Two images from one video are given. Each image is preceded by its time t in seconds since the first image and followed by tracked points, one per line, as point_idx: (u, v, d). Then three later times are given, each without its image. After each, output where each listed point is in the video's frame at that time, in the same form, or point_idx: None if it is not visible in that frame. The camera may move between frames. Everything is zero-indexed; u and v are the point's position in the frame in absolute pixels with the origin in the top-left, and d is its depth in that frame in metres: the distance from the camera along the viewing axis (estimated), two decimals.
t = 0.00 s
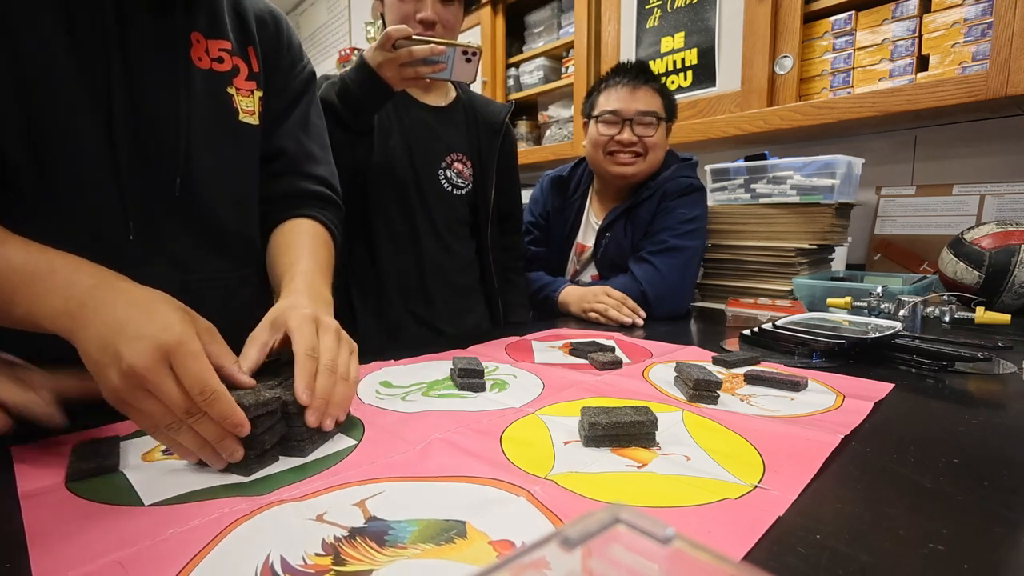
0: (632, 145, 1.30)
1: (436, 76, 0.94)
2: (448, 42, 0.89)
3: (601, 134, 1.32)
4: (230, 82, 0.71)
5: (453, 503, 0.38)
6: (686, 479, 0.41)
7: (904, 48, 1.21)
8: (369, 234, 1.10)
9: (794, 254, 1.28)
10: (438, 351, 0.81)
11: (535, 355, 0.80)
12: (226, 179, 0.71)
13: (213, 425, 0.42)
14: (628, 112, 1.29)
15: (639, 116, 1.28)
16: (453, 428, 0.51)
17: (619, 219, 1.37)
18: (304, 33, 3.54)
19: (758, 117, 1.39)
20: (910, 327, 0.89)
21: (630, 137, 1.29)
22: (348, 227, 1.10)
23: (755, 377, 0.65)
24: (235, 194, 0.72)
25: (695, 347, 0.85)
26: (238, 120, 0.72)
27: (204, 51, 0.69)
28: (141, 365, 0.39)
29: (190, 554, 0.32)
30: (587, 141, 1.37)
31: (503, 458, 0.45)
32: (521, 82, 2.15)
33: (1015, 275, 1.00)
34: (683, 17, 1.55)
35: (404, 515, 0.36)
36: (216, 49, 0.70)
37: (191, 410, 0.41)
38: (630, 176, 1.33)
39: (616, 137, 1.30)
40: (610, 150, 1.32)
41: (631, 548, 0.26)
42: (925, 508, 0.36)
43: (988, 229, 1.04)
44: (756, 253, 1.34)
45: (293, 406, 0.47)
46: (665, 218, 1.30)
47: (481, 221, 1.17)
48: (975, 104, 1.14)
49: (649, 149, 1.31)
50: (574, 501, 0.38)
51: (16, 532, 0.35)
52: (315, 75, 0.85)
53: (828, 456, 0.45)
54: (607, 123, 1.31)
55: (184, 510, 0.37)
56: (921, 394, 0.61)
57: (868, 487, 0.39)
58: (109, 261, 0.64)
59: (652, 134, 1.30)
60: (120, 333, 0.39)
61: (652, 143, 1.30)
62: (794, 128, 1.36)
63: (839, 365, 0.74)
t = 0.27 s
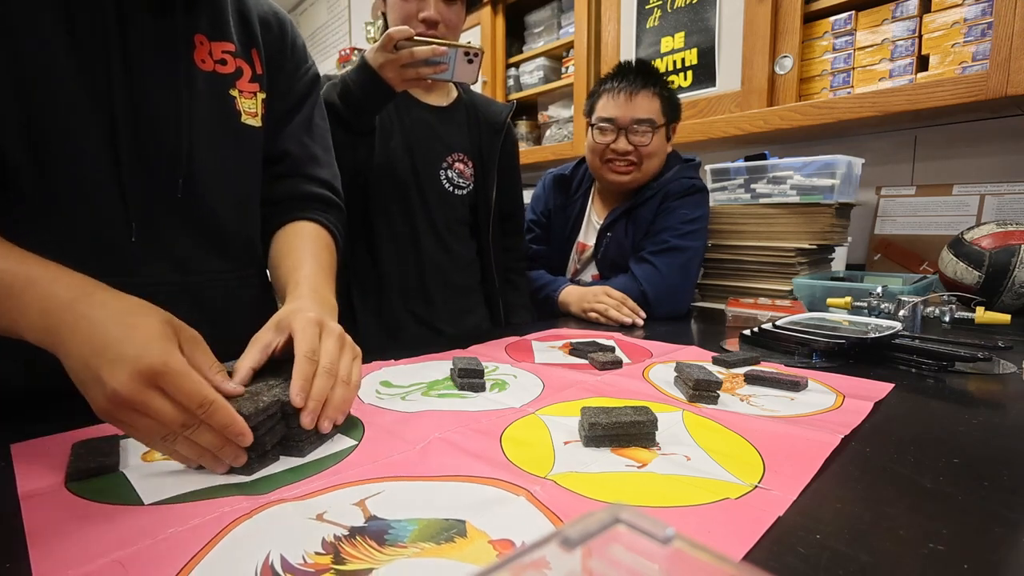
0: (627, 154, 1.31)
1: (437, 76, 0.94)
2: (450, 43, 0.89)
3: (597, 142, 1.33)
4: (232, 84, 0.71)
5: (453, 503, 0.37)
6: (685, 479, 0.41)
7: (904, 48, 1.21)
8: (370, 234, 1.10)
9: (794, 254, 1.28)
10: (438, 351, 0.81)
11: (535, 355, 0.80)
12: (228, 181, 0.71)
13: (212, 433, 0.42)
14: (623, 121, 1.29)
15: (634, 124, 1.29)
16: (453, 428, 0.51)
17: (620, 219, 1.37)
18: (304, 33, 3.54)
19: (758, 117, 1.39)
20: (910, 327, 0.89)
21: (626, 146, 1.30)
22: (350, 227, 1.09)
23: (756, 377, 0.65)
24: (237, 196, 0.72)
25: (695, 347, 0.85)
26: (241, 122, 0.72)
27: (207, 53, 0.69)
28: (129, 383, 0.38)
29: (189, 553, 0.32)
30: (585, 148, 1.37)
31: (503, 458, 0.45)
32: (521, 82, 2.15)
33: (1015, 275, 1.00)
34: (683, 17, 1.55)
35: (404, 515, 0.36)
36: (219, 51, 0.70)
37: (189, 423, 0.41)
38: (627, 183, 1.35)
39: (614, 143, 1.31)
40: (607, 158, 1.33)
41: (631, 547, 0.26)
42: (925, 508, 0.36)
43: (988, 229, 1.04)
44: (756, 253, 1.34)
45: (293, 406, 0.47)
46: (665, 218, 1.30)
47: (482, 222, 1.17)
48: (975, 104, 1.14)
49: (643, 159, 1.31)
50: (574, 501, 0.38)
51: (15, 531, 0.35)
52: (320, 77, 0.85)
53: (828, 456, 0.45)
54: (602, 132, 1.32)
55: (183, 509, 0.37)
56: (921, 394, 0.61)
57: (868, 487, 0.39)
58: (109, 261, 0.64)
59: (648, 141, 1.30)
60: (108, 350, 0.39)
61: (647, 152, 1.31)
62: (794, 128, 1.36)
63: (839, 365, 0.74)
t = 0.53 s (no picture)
0: (627, 154, 1.31)
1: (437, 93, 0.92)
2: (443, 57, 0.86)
3: (597, 143, 1.33)
4: (233, 85, 0.71)
5: (453, 503, 0.37)
6: (685, 478, 0.41)
7: (904, 48, 1.21)
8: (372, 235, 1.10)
9: (794, 254, 1.28)
10: (438, 351, 0.81)
11: (535, 355, 0.80)
12: (228, 181, 0.71)
13: (221, 431, 0.42)
14: (622, 121, 1.29)
15: (634, 124, 1.29)
16: (453, 428, 0.51)
17: (620, 219, 1.37)
18: (303, 33, 3.54)
19: (758, 117, 1.39)
20: (910, 327, 0.89)
21: (625, 146, 1.30)
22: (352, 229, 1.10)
23: (756, 377, 0.65)
24: (238, 196, 0.72)
25: (695, 347, 0.85)
26: (242, 123, 0.72)
27: (209, 54, 0.69)
28: (148, 378, 0.39)
29: (189, 553, 0.32)
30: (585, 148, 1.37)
31: (503, 457, 0.45)
32: (521, 82, 2.15)
33: (1015, 275, 1.00)
34: (683, 17, 1.55)
35: (404, 514, 0.36)
36: (221, 52, 0.70)
37: (207, 418, 0.41)
38: (626, 184, 1.35)
39: (614, 143, 1.31)
40: (607, 158, 1.33)
41: (631, 548, 0.26)
42: (925, 508, 0.36)
43: (988, 229, 1.04)
44: (756, 253, 1.34)
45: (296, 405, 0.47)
46: (665, 218, 1.30)
47: (484, 223, 1.17)
48: (975, 104, 1.14)
49: (643, 159, 1.31)
50: (574, 501, 0.38)
51: (15, 531, 0.35)
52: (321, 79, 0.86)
53: (828, 456, 0.45)
54: (601, 132, 1.32)
55: (183, 509, 0.37)
56: (921, 394, 0.61)
57: (868, 487, 0.39)
58: (110, 261, 0.64)
59: (648, 141, 1.30)
60: (126, 344, 0.39)
61: (647, 152, 1.31)
62: (794, 128, 1.36)
63: (839, 365, 0.74)
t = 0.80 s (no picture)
0: (626, 150, 1.31)
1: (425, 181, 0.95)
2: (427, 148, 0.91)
3: (596, 138, 1.33)
4: (232, 86, 0.71)
5: (453, 503, 0.37)
6: (685, 479, 0.41)
7: (904, 48, 1.21)
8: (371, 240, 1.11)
9: (794, 254, 1.28)
10: (438, 351, 0.81)
11: (535, 355, 0.80)
12: (227, 182, 0.71)
13: (195, 432, 0.41)
14: (622, 117, 1.29)
15: (633, 120, 1.29)
16: (453, 428, 0.51)
17: (620, 219, 1.37)
18: (304, 33, 3.54)
19: (758, 117, 1.39)
20: (910, 327, 0.89)
21: (623, 142, 1.30)
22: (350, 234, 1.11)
23: (756, 377, 0.65)
24: (237, 197, 0.72)
25: (695, 347, 0.85)
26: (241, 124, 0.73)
27: (209, 55, 0.69)
28: (120, 376, 0.39)
29: (189, 554, 0.32)
30: (585, 146, 1.37)
31: (503, 457, 0.45)
32: (521, 82, 2.15)
33: (1015, 275, 1.00)
34: (683, 17, 1.55)
35: (404, 515, 0.36)
36: (220, 53, 0.70)
37: (178, 418, 0.40)
38: (624, 180, 1.35)
39: (614, 140, 1.31)
40: (604, 154, 1.33)
41: (631, 548, 0.26)
42: (925, 508, 0.36)
43: (988, 229, 1.04)
44: (756, 253, 1.34)
45: (297, 405, 0.47)
46: (665, 218, 1.30)
47: (486, 225, 1.17)
48: (976, 104, 1.14)
49: (642, 154, 1.31)
50: (574, 501, 0.38)
51: (15, 531, 0.35)
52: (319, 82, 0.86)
53: (828, 456, 0.45)
54: (601, 128, 1.32)
55: (183, 509, 0.37)
56: (921, 394, 0.61)
57: (868, 487, 0.39)
58: (110, 261, 0.64)
59: (648, 137, 1.30)
60: (109, 341, 0.39)
61: (646, 148, 1.30)
62: (795, 128, 1.36)
63: (839, 365, 0.74)
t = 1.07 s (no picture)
0: (625, 155, 1.31)
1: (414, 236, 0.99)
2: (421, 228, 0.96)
3: (595, 143, 1.32)
4: (227, 88, 0.72)
5: (453, 502, 0.37)
6: (685, 479, 0.41)
7: (904, 48, 1.21)
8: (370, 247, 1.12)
9: (794, 254, 1.28)
10: (438, 351, 0.81)
11: (535, 354, 0.80)
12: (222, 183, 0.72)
13: (199, 424, 0.41)
14: (622, 122, 1.29)
15: (633, 125, 1.29)
16: (453, 428, 0.51)
17: (620, 219, 1.37)
18: (304, 33, 3.55)
19: (758, 117, 1.39)
20: (910, 327, 0.89)
21: (622, 147, 1.30)
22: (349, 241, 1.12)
23: (756, 377, 0.65)
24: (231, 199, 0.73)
25: (695, 347, 0.85)
26: (234, 126, 0.73)
27: (203, 56, 0.69)
28: (131, 364, 0.39)
29: (189, 553, 0.32)
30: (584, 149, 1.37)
31: (503, 458, 0.45)
32: (521, 82, 2.15)
33: (1015, 275, 1.00)
34: (683, 17, 1.55)
35: (404, 515, 0.36)
36: (214, 55, 0.70)
37: (184, 396, 0.40)
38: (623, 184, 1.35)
39: (613, 146, 1.30)
40: (603, 159, 1.33)
41: (631, 548, 0.26)
42: (925, 508, 0.36)
43: (988, 229, 1.04)
44: (756, 253, 1.34)
45: (298, 405, 0.47)
46: (665, 218, 1.30)
47: (484, 228, 1.15)
48: (976, 104, 1.14)
49: (641, 159, 1.31)
50: (573, 501, 0.38)
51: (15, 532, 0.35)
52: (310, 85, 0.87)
53: (828, 456, 0.45)
54: (600, 132, 1.31)
55: (183, 509, 0.37)
56: (921, 394, 0.61)
57: (868, 487, 0.39)
58: (109, 261, 0.64)
59: (648, 142, 1.30)
60: (110, 331, 0.39)
61: (645, 153, 1.30)
62: (795, 128, 1.36)
63: (839, 365, 0.74)
